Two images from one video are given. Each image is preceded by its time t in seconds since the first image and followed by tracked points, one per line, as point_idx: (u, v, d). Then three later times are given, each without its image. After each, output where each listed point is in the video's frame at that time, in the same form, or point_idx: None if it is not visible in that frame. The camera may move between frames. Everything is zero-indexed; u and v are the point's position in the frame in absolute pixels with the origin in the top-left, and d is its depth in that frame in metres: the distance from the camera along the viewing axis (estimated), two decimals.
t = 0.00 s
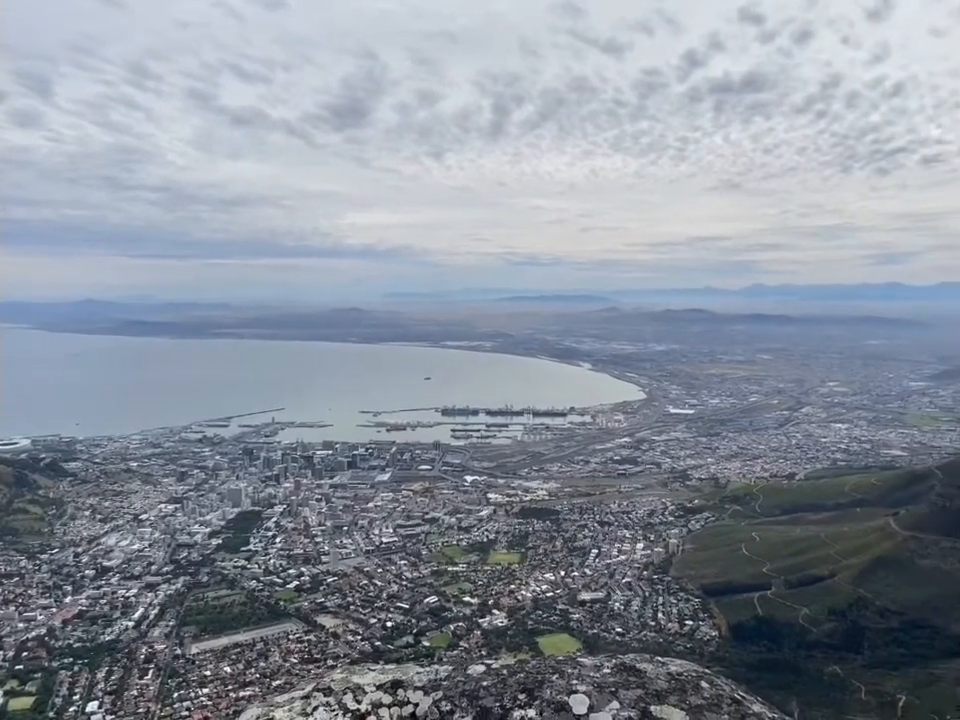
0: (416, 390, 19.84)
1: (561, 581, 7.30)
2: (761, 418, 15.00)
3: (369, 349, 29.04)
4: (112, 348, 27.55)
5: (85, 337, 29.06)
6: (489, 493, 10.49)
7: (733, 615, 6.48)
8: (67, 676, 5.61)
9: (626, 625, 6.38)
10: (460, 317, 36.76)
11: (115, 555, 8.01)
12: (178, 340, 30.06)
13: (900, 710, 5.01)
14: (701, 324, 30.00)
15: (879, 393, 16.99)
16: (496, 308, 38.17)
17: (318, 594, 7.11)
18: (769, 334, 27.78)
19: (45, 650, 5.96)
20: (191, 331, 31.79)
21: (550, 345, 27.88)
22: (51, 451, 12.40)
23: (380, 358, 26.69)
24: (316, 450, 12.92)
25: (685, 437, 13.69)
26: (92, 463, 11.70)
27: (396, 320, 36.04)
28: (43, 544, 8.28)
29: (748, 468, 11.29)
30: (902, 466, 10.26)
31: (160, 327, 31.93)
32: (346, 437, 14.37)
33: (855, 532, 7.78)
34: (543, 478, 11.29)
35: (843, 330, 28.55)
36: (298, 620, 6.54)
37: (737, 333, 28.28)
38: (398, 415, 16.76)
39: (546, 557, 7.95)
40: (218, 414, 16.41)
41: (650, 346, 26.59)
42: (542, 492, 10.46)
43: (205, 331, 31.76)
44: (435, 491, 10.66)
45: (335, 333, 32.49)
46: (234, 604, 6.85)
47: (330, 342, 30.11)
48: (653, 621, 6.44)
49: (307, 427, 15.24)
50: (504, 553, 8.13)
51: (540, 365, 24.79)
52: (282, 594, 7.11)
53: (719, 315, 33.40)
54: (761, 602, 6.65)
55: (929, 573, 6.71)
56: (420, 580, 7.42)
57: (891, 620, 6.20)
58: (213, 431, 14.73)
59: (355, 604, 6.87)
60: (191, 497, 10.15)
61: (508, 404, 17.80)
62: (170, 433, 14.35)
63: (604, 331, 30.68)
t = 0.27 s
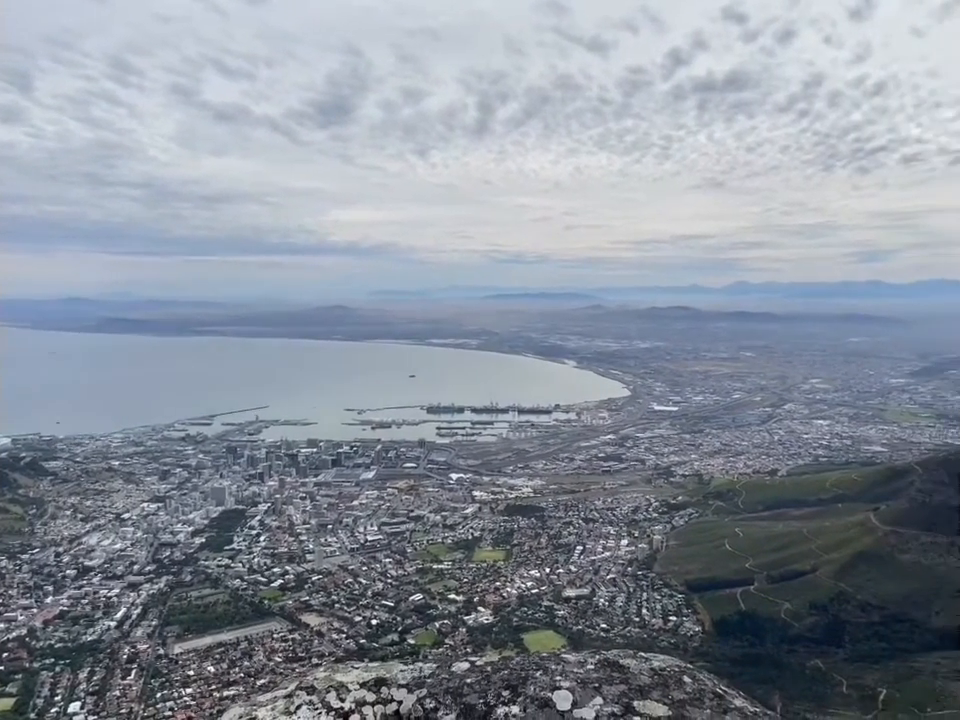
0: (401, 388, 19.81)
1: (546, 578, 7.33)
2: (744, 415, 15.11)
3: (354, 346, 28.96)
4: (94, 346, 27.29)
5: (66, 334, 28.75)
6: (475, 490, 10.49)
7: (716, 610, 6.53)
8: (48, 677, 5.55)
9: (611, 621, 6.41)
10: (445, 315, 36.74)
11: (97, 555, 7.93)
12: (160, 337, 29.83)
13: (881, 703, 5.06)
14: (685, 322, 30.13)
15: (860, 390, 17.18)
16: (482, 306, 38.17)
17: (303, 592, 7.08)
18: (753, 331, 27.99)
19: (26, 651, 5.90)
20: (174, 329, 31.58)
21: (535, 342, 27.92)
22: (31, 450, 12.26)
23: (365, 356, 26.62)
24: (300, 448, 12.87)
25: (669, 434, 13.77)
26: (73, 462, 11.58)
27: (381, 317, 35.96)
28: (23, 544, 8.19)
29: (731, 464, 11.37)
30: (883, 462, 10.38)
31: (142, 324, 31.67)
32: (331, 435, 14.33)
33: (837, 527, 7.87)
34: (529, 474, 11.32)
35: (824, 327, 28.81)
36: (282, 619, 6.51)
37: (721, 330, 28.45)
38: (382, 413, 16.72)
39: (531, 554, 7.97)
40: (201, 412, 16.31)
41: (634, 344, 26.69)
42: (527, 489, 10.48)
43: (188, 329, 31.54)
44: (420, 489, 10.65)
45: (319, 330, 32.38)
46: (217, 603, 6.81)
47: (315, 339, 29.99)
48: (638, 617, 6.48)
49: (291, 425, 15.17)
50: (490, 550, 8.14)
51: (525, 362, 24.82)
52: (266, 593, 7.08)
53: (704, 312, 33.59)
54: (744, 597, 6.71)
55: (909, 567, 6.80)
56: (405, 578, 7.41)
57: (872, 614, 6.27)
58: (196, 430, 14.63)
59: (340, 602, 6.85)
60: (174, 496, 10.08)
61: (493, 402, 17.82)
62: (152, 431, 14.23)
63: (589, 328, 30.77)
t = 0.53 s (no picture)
0: (387, 386, 19.75)
1: (532, 575, 7.34)
2: (728, 412, 15.20)
3: (340, 344, 28.84)
4: (75, 344, 27.00)
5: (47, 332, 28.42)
6: (461, 489, 10.49)
7: (700, 606, 6.58)
8: (31, 678, 5.49)
9: (596, 617, 6.43)
10: (431, 313, 36.69)
11: (79, 555, 7.86)
12: (143, 335, 29.57)
13: (863, 697, 5.11)
14: (670, 320, 30.27)
15: (842, 387, 17.34)
16: (468, 304, 38.15)
17: (288, 592, 7.05)
18: (737, 329, 28.17)
19: (7, 653, 5.83)
20: (157, 327, 31.31)
21: (521, 340, 27.94)
22: (12, 449, 12.12)
23: (350, 354, 26.53)
24: (285, 447, 12.81)
25: (653, 432, 13.82)
26: (55, 462, 11.46)
27: (366, 315, 35.85)
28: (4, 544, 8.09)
29: (715, 461, 11.44)
30: (865, 459, 10.49)
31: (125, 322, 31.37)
32: (316, 434, 14.27)
33: (820, 523, 7.94)
34: (514, 472, 11.33)
35: (807, 325, 29.04)
36: (267, 618, 6.49)
37: (706, 328, 28.61)
38: (368, 411, 16.67)
39: (517, 552, 7.98)
40: (185, 411, 16.19)
41: (620, 341, 26.78)
42: (513, 486, 10.49)
43: (171, 327, 31.27)
44: (406, 487, 10.64)
45: (304, 328, 32.23)
46: (202, 603, 6.77)
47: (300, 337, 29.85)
48: (623, 613, 6.50)
49: (276, 424, 15.09)
50: (476, 548, 8.14)
51: (511, 360, 24.83)
52: (251, 593, 7.04)
53: (688, 310, 33.76)
54: (728, 593, 6.75)
55: (890, 562, 6.87)
56: (391, 576, 7.40)
57: (855, 609, 6.34)
58: (179, 428, 14.52)
59: (326, 601, 6.83)
60: (157, 495, 10.00)
61: (479, 400, 17.81)
62: (136, 430, 14.11)
63: (575, 326, 30.84)
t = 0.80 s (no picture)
0: (373, 385, 19.70)
1: (518, 573, 7.35)
2: (713, 410, 15.29)
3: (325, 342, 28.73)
4: (58, 342, 26.72)
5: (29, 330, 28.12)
6: (447, 487, 10.48)
7: (685, 602, 6.62)
8: (13, 680, 5.43)
9: (583, 615, 6.45)
10: (417, 311, 36.64)
11: (63, 555, 7.78)
12: (127, 334, 29.31)
13: (847, 692, 5.17)
14: (656, 318, 30.39)
15: (826, 385, 17.48)
16: (454, 303, 38.11)
17: (274, 591, 7.03)
18: (722, 327, 28.32)
19: None
20: (141, 325, 31.05)
21: (507, 338, 27.96)
22: None
23: (336, 352, 26.44)
24: (271, 446, 12.74)
25: (639, 429, 13.88)
26: (38, 461, 11.34)
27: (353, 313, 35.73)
28: None
29: (701, 459, 11.50)
30: (848, 456, 10.59)
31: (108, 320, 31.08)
32: (302, 432, 14.21)
33: (803, 519, 8.00)
34: (501, 470, 11.34)
35: (791, 323, 29.25)
36: (253, 618, 6.46)
37: (691, 326, 28.75)
38: (354, 410, 16.62)
39: (504, 550, 7.99)
40: (169, 410, 16.06)
41: (606, 340, 26.86)
42: (499, 485, 10.50)
43: (155, 325, 30.99)
44: (393, 486, 10.62)
45: (290, 326, 32.09)
46: (187, 603, 6.73)
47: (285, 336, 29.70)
48: (610, 610, 6.53)
49: (261, 423, 15.01)
50: (462, 546, 8.14)
51: (497, 359, 24.82)
52: (236, 592, 7.01)
53: (673, 308, 33.91)
54: (713, 589, 6.80)
55: (873, 559, 6.94)
56: (377, 575, 7.39)
57: (838, 605, 6.40)
58: (163, 427, 14.41)
59: (311, 600, 6.80)
60: (142, 494, 9.92)
61: (466, 398, 17.80)
62: (119, 429, 13.99)
63: (561, 324, 30.90)
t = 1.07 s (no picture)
0: (360, 383, 19.65)
1: (506, 571, 7.36)
2: (699, 408, 15.37)
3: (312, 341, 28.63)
4: (42, 341, 26.48)
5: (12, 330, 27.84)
6: (435, 485, 10.48)
7: (672, 599, 6.66)
8: None
9: (570, 612, 6.47)
10: (405, 309, 36.58)
11: (47, 556, 7.71)
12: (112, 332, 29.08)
13: (831, 687, 5.22)
14: (643, 316, 30.48)
15: (810, 383, 17.63)
16: (441, 301, 38.07)
17: (260, 590, 7.00)
18: (709, 325, 28.46)
19: None
20: (126, 324, 30.81)
21: (495, 337, 27.98)
22: None
23: (323, 350, 26.35)
24: (257, 445, 12.69)
25: (626, 427, 13.93)
26: (21, 461, 11.23)
27: (340, 312, 35.61)
28: None
29: (687, 456, 11.56)
30: (832, 453, 10.69)
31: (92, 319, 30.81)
32: (289, 431, 14.16)
33: (788, 516, 8.06)
34: (488, 469, 11.36)
35: (777, 322, 29.44)
36: (239, 618, 6.43)
37: (678, 325, 28.88)
38: (341, 409, 16.57)
39: (491, 548, 8.00)
40: (154, 409, 15.96)
41: (593, 338, 26.93)
42: (487, 483, 10.51)
43: (141, 324, 30.77)
44: (380, 484, 10.60)
45: (276, 325, 31.96)
46: (173, 603, 6.69)
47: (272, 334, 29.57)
48: (597, 608, 6.56)
49: (247, 422, 14.94)
50: (450, 545, 8.14)
51: (485, 357, 24.82)
52: (223, 592, 6.98)
53: (660, 307, 34.02)
54: (700, 586, 6.84)
55: (857, 555, 7.01)
56: (365, 574, 7.38)
57: (823, 601, 6.47)
58: (149, 427, 14.32)
59: (299, 600, 6.78)
60: (127, 494, 9.85)
61: (453, 396, 17.80)
62: (104, 428, 13.88)
63: (549, 322, 30.95)
